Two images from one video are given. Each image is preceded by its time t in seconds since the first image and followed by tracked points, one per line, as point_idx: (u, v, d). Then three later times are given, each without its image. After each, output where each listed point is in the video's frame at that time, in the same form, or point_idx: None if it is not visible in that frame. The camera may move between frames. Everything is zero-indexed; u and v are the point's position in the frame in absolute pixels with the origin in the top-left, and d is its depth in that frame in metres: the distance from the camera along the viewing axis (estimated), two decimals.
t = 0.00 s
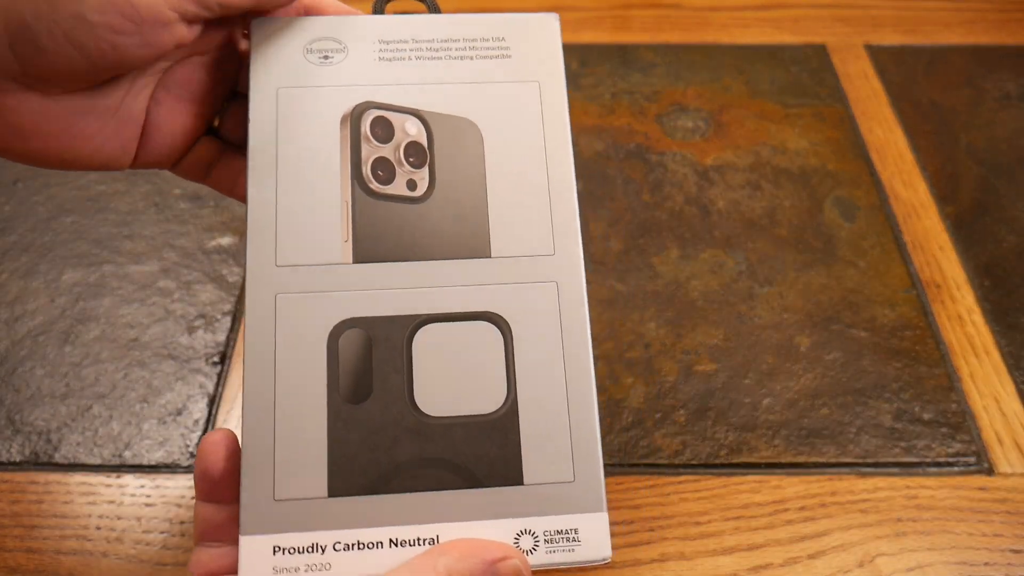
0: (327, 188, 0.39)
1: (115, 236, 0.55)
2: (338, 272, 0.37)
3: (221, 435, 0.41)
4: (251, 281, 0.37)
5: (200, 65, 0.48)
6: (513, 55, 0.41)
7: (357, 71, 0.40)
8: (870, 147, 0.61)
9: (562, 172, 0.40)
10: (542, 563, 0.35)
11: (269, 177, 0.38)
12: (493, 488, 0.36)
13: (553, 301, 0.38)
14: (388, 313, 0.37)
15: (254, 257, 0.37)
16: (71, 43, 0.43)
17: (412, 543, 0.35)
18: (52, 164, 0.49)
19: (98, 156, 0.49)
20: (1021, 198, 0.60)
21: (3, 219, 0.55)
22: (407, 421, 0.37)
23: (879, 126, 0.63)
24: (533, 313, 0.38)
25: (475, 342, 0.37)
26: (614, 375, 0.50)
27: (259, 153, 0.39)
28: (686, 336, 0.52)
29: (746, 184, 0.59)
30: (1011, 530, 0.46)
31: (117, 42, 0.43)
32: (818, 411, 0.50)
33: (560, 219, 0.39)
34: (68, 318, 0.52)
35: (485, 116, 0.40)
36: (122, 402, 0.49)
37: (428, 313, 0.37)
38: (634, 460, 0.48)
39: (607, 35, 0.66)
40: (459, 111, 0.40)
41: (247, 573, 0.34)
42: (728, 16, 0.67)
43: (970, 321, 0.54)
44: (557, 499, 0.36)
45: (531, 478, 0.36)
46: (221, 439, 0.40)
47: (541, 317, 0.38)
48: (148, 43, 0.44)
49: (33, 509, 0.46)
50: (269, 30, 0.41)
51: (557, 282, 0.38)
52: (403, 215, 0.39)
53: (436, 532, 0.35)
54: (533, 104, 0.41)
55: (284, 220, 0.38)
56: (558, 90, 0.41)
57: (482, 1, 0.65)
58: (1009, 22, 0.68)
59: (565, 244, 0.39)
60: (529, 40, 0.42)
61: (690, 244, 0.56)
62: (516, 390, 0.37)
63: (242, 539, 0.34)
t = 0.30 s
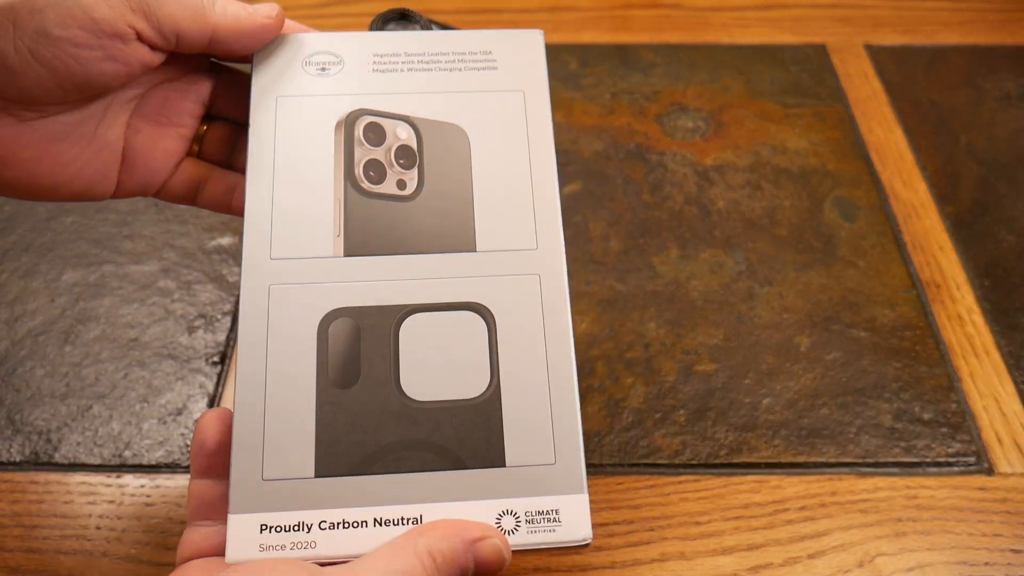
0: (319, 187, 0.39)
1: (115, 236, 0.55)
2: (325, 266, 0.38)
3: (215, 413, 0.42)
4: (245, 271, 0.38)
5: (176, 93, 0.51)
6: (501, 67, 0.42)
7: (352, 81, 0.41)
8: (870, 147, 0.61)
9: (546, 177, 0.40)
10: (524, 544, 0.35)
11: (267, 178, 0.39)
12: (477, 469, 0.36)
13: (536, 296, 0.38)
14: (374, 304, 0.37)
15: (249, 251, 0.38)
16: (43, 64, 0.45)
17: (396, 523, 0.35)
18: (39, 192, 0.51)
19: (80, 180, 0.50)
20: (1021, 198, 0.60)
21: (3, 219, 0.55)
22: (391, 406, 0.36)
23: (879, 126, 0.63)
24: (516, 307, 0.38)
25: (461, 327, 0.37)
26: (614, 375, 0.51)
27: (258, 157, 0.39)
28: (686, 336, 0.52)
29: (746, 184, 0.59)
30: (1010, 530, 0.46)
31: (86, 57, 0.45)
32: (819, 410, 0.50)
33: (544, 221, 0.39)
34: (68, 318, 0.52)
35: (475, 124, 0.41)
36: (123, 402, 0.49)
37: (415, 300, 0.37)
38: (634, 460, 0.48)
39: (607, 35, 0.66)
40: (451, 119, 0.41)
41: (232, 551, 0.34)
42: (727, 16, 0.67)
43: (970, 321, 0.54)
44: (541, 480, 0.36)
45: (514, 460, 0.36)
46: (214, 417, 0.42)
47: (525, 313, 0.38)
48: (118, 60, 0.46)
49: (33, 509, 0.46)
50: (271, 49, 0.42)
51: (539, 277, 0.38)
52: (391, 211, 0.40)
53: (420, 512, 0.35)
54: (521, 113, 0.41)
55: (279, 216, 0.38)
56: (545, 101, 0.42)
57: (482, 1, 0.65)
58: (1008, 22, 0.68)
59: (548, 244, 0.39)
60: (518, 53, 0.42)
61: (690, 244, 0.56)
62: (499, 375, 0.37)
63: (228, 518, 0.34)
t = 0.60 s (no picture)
0: (329, 180, 0.39)
1: (115, 236, 0.55)
2: (334, 258, 0.38)
3: (223, 399, 0.42)
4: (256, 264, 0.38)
5: (191, 84, 0.51)
6: (514, 62, 0.42)
7: (365, 74, 0.41)
8: (870, 147, 0.61)
9: (559, 173, 0.40)
10: (527, 537, 0.35)
11: (278, 170, 0.39)
12: (481, 461, 0.36)
13: (545, 289, 0.38)
14: (384, 296, 0.37)
15: (260, 242, 0.38)
16: (59, 44, 0.45)
17: (399, 513, 0.35)
18: (52, 176, 0.50)
19: (93, 166, 0.50)
20: (1021, 198, 0.60)
21: (3, 219, 0.55)
22: (399, 397, 0.37)
23: (879, 126, 0.63)
24: (525, 300, 0.38)
25: (467, 320, 0.37)
26: (614, 375, 0.51)
27: (270, 148, 0.39)
28: (686, 336, 0.52)
29: (746, 184, 0.59)
30: (1010, 529, 0.46)
31: (102, 39, 0.45)
32: (818, 410, 0.50)
33: (557, 215, 0.39)
34: (68, 318, 0.52)
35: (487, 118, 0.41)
36: (123, 402, 0.49)
37: (424, 296, 0.38)
38: (634, 460, 0.48)
39: (607, 35, 0.66)
40: (462, 112, 0.41)
41: (237, 537, 0.34)
42: (728, 16, 0.67)
43: (970, 321, 0.54)
44: (543, 474, 0.36)
45: (519, 452, 0.36)
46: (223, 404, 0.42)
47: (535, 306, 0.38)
48: (132, 44, 0.46)
49: (33, 509, 0.46)
50: (286, 41, 0.42)
51: (548, 270, 0.38)
52: (402, 205, 0.39)
53: (424, 503, 0.35)
54: (533, 108, 0.41)
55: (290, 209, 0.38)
56: (558, 97, 0.42)
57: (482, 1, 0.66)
58: (1009, 22, 0.68)
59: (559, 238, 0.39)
60: (531, 48, 0.42)
61: (690, 244, 0.56)
62: (506, 368, 0.37)
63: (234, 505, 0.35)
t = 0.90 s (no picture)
0: (342, 166, 0.39)
1: (115, 236, 0.55)
2: (350, 243, 0.38)
3: (239, 392, 0.42)
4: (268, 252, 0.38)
5: (198, 75, 0.51)
6: (523, 49, 0.42)
7: (375, 63, 0.41)
8: (870, 147, 0.61)
9: (568, 160, 0.40)
10: (552, 519, 0.35)
11: (289, 160, 0.39)
12: (502, 445, 0.36)
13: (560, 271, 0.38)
14: (399, 282, 0.38)
15: (272, 231, 0.38)
16: (66, 25, 0.45)
17: (422, 498, 0.35)
18: (57, 163, 0.50)
19: (98, 154, 0.50)
20: (1020, 198, 0.60)
21: (3, 219, 0.56)
22: (416, 382, 0.36)
23: (879, 126, 0.63)
24: (539, 285, 0.38)
25: (484, 305, 0.37)
26: (614, 375, 0.50)
27: (280, 139, 0.39)
28: (686, 336, 0.52)
29: (746, 184, 0.59)
30: (1010, 529, 0.46)
31: (108, 22, 0.45)
32: (818, 410, 0.50)
33: (566, 200, 0.39)
34: (68, 318, 0.52)
35: (497, 106, 0.41)
36: (123, 402, 0.49)
37: (438, 281, 0.38)
38: (634, 459, 0.48)
39: (607, 35, 0.66)
40: (472, 99, 0.41)
41: (258, 527, 0.34)
42: (728, 16, 0.67)
43: (970, 321, 0.54)
44: (566, 457, 0.36)
45: (542, 436, 0.36)
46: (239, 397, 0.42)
47: (551, 290, 0.38)
48: (139, 27, 0.46)
49: (33, 509, 0.46)
50: (293, 33, 0.42)
51: (563, 254, 0.38)
52: (415, 190, 0.40)
53: (447, 488, 0.35)
54: (543, 95, 0.41)
55: (303, 196, 0.39)
56: (568, 83, 0.42)
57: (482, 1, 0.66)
58: (1009, 21, 0.68)
59: (571, 221, 0.39)
60: (540, 35, 0.43)
61: (690, 244, 0.56)
62: (524, 350, 0.37)
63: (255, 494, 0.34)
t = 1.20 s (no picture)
0: (340, 181, 0.39)
1: (116, 236, 0.55)
2: (351, 260, 0.38)
3: (236, 411, 0.42)
4: (266, 266, 0.38)
5: (190, 79, 0.51)
6: (523, 58, 0.42)
7: (372, 72, 0.41)
8: (870, 147, 0.61)
9: (569, 170, 0.40)
10: (556, 542, 0.35)
11: (286, 171, 0.39)
12: (503, 467, 0.36)
13: (561, 287, 0.38)
14: (398, 297, 0.37)
15: (270, 246, 0.38)
16: (52, 26, 0.45)
17: (425, 522, 0.35)
18: (45, 166, 0.50)
19: (86, 158, 0.50)
20: (1021, 197, 0.60)
21: (3, 219, 0.55)
22: (418, 401, 0.36)
23: (879, 126, 0.63)
24: (540, 299, 0.38)
25: (483, 324, 0.37)
26: (614, 375, 0.50)
27: (277, 148, 0.39)
28: (686, 335, 0.52)
29: (746, 184, 0.59)
30: (1010, 529, 0.46)
31: (97, 23, 0.45)
32: (818, 410, 0.50)
33: (567, 210, 0.39)
34: (68, 317, 0.52)
35: (497, 116, 0.41)
36: (123, 402, 0.49)
37: (438, 298, 0.38)
38: (634, 459, 0.48)
39: (607, 35, 0.66)
40: (473, 109, 0.41)
41: (257, 552, 0.34)
42: (728, 17, 0.67)
43: (970, 321, 0.54)
44: (568, 478, 0.36)
45: (543, 459, 0.36)
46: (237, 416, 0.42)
47: (552, 305, 0.38)
48: (131, 29, 0.46)
49: (33, 509, 0.46)
50: (289, 39, 0.42)
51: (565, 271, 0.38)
52: (414, 204, 0.40)
53: (448, 511, 0.35)
54: (543, 106, 0.41)
55: (301, 208, 0.38)
56: (568, 93, 0.42)
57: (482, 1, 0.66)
58: (1009, 22, 0.68)
59: (573, 235, 0.39)
60: (539, 45, 0.43)
61: (690, 244, 0.56)
62: (526, 369, 0.37)
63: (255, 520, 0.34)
